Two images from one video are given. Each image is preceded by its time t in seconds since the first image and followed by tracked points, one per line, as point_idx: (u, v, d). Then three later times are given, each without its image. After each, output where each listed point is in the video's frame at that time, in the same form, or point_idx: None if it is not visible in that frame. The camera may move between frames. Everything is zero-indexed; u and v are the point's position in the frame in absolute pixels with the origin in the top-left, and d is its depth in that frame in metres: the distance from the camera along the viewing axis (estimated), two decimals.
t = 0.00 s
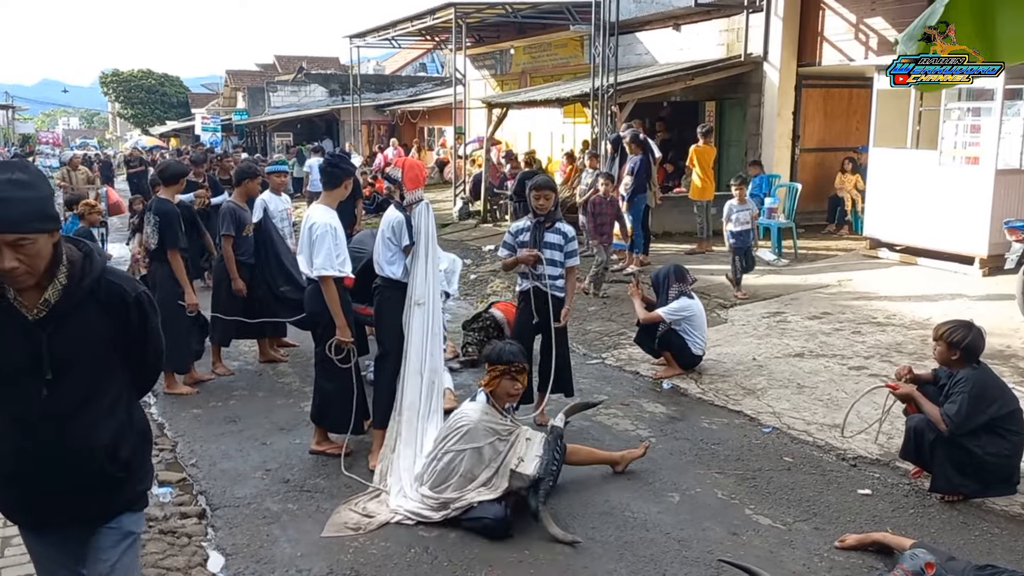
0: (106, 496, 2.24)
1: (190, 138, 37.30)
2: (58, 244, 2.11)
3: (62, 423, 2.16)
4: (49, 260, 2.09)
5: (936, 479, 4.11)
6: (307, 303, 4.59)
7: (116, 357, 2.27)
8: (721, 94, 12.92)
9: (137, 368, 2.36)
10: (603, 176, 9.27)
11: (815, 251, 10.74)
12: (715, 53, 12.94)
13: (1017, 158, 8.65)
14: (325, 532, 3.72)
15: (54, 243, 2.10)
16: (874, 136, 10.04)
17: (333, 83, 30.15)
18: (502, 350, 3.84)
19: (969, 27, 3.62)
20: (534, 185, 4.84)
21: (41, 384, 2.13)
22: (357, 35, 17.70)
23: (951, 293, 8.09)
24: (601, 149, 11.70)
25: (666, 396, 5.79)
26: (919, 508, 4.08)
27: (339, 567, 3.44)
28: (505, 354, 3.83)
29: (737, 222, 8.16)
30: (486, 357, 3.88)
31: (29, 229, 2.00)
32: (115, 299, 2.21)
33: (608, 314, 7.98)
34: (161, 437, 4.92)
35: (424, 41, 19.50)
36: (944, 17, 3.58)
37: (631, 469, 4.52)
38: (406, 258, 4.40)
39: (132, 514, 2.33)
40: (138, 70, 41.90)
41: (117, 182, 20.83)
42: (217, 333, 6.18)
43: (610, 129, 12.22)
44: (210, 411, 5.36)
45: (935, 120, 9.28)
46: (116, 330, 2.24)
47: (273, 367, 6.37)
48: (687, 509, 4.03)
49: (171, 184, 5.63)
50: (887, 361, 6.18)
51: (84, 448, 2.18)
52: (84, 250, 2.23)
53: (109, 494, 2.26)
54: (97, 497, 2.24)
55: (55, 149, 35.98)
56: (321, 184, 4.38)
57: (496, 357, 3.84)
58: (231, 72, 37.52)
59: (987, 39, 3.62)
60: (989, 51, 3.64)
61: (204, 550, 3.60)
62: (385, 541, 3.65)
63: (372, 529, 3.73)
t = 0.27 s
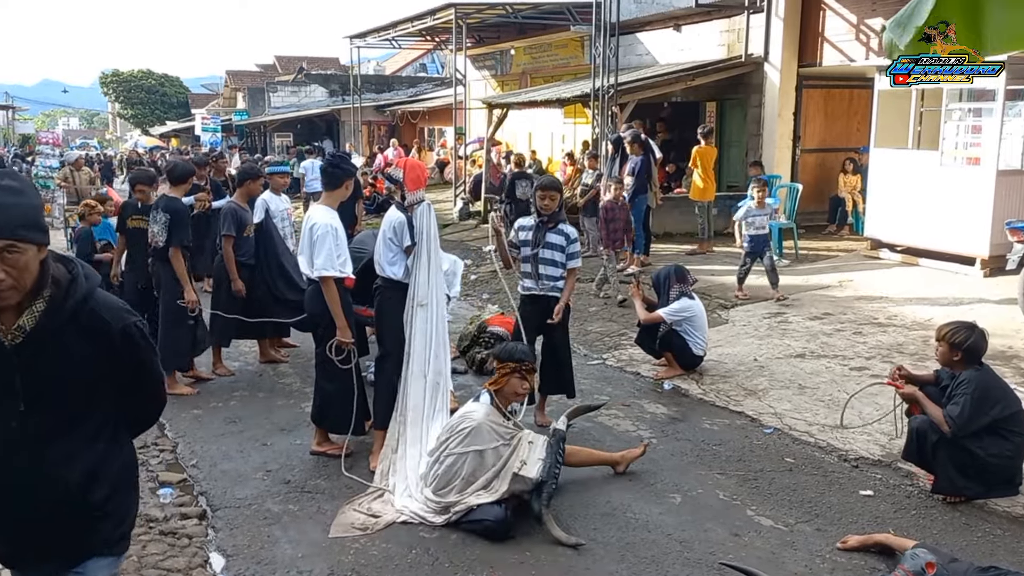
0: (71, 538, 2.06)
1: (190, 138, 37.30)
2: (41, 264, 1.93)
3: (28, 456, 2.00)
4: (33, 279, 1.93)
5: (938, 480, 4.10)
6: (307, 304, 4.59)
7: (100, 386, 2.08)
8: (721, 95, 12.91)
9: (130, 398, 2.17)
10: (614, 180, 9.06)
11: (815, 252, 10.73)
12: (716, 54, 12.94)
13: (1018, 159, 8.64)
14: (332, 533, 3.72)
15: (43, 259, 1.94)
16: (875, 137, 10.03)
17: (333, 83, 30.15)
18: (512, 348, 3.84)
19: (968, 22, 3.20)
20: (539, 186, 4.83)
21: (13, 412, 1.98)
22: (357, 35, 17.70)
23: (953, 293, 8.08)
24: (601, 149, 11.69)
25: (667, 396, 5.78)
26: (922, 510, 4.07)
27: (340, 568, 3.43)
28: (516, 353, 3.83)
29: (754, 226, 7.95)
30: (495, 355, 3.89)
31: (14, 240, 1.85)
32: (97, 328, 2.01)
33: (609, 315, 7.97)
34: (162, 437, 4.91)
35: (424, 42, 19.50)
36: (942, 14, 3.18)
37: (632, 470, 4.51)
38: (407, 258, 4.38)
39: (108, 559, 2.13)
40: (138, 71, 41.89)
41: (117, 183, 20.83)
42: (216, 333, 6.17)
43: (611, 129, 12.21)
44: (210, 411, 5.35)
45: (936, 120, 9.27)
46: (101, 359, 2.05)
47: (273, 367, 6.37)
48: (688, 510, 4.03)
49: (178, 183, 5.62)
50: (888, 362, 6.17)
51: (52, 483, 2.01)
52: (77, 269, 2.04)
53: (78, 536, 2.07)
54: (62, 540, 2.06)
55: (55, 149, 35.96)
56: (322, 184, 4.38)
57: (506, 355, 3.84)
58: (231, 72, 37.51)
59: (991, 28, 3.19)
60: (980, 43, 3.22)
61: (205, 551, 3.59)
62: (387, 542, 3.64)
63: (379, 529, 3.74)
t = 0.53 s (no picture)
0: (46, 557, 1.95)
1: (189, 138, 37.28)
2: (8, 257, 1.80)
3: None
4: (3, 270, 1.80)
5: (937, 480, 4.09)
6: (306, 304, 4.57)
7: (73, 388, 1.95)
8: (721, 94, 12.89)
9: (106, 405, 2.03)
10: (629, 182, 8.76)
11: (815, 251, 10.72)
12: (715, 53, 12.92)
13: (1018, 158, 8.63)
14: (330, 533, 3.71)
15: (13, 248, 1.82)
16: (875, 136, 10.01)
17: (333, 83, 30.13)
18: (505, 348, 3.87)
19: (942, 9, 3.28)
20: (542, 185, 4.84)
21: None
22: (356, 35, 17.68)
23: (952, 293, 8.07)
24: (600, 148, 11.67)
25: (666, 396, 5.78)
26: (920, 509, 4.06)
27: (337, 569, 3.42)
28: (510, 353, 3.85)
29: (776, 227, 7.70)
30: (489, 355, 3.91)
31: None
32: (70, 329, 1.87)
33: (608, 314, 7.96)
34: (159, 437, 4.90)
35: (424, 42, 19.49)
36: (932, 17, 3.29)
37: (630, 469, 4.50)
38: (405, 258, 4.37)
39: None
40: (137, 70, 41.84)
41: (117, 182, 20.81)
42: (212, 333, 6.14)
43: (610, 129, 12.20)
44: (208, 411, 5.34)
45: (936, 119, 9.26)
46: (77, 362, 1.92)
47: (271, 367, 6.36)
48: (687, 510, 4.02)
49: (178, 182, 5.62)
50: (887, 361, 6.17)
51: (25, 494, 1.91)
52: (51, 263, 1.91)
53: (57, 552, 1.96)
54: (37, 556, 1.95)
55: (55, 149, 35.94)
56: (320, 183, 4.37)
57: (501, 355, 3.87)
58: (230, 72, 37.51)
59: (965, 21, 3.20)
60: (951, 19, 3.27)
61: (201, 551, 3.58)
62: (384, 542, 3.63)
63: (377, 528, 3.73)
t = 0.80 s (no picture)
0: (19, 566, 2.06)
1: (189, 138, 37.29)
2: None
3: None
4: None
5: (935, 480, 4.10)
6: (304, 305, 4.58)
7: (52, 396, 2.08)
8: (720, 94, 12.90)
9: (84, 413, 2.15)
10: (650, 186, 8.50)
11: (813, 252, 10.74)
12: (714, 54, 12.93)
13: (1016, 158, 8.64)
14: (327, 533, 3.72)
15: None
16: (873, 136, 10.02)
17: (332, 83, 30.12)
18: (500, 350, 3.89)
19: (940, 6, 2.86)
20: (544, 185, 4.85)
21: None
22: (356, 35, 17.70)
23: (950, 293, 8.08)
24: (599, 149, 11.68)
25: (665, 396, 5.79)
26: (917, 509, 4.07)
27: (335, 569, 3.43)
28: (505, 355, 3.88)
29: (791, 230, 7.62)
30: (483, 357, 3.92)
31: None
32: (46, 337, 2.00)
33: (607, 314, 7.97)
34: (158, 438, 4.91)
35: (423, 42, 19.50)
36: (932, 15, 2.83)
37: (629, 469, 4.51)
38: (403, 258, 4.38)
39: None
40: (137, 71, 41.84)
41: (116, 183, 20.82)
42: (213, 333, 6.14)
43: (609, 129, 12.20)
44: (207, 412, 5.35)
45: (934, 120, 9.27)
46: (52, 366, 2.05)
47: (271, 368, 6.37)
48: (684, 510, 4.03)
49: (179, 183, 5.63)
50: (885, 361, 6.18)
51: (1, 500, 2.02)
52: (31, 267, 2.03)
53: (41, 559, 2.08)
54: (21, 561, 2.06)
55: (54, 149, 35.96)
56: (318, 184, 4.37)
57: (496, 356, 3.88)
58: (230, 72, 37.52)
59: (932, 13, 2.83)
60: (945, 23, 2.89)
61: (200, 552, 3.59)
62: (382, 542, 3.64)
63: (375, 529, 3.74)
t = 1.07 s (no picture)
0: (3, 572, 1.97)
1: (188, 138, 37.29)
2: None
3: None
4: None
5: (935, 481, 4.10)
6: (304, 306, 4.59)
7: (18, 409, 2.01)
8: (720, 94, 12.90)
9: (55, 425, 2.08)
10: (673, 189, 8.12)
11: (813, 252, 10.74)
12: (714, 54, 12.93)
13: (1016, 158, 8.64)
14: (328, 534, 3.72)
15: None
16: (873, 136, 10.01)
17: (332, 83, 30.11)
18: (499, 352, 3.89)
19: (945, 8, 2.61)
20: (549, 187, 4.81)
21: None
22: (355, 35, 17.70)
23: (950, 293, 8.08)
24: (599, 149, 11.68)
25: (664, 397, 5.79)
26: (917, 509, 4.07)
27: (335, 570, 3.43)
28: (505, 358, 3.88)
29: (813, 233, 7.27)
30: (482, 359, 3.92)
31: None
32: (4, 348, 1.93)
33: (607, 315, 7.97)
34: (158, 439, 4.92)
35: (423, 42, 19.50)
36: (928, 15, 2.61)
37: (629, 470, 4.51)
38: (402, 259, 4.38)
39: None
40: (137, 71, 41.82)
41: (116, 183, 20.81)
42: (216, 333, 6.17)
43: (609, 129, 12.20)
44: (207, 412, 5.35)
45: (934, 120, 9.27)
46: (7, 378, 1.96)
47: (271, 368, 6.38)
48: (684, 510, 4.03)
49: (182, 183, 5.63)
50: (885, 362, 6.18)
51: None
52: None
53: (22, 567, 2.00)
54: None
55: (54, 149, 35.93)
56: (318, 185, 4.38)
57: (495, 359, 3.89)
58: (230, 72, 37.53)
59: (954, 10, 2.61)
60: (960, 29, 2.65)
61: (200, 553, 3.59)
62: (382, 543, 3.64)
63: (375, 530, 3.74)
